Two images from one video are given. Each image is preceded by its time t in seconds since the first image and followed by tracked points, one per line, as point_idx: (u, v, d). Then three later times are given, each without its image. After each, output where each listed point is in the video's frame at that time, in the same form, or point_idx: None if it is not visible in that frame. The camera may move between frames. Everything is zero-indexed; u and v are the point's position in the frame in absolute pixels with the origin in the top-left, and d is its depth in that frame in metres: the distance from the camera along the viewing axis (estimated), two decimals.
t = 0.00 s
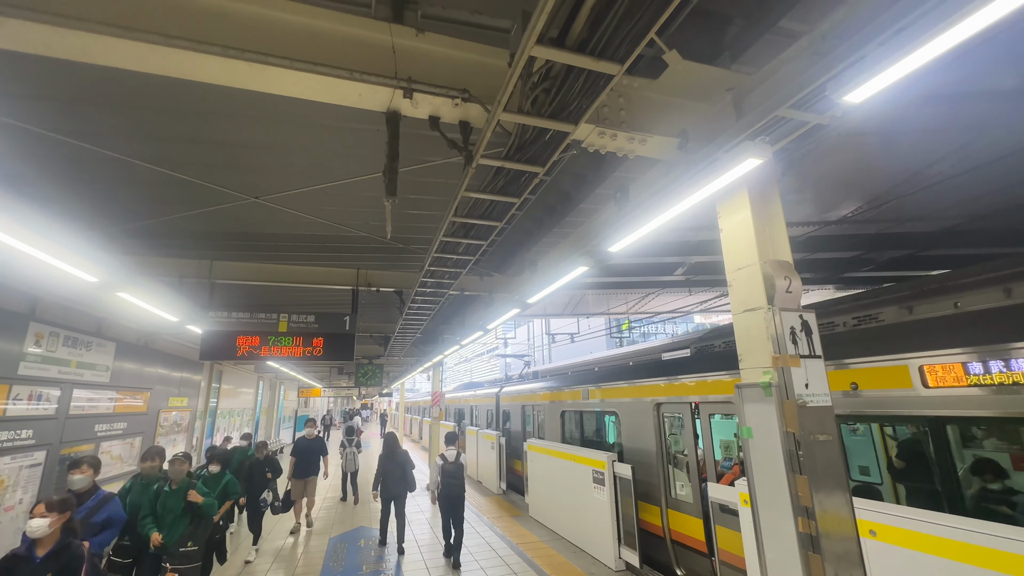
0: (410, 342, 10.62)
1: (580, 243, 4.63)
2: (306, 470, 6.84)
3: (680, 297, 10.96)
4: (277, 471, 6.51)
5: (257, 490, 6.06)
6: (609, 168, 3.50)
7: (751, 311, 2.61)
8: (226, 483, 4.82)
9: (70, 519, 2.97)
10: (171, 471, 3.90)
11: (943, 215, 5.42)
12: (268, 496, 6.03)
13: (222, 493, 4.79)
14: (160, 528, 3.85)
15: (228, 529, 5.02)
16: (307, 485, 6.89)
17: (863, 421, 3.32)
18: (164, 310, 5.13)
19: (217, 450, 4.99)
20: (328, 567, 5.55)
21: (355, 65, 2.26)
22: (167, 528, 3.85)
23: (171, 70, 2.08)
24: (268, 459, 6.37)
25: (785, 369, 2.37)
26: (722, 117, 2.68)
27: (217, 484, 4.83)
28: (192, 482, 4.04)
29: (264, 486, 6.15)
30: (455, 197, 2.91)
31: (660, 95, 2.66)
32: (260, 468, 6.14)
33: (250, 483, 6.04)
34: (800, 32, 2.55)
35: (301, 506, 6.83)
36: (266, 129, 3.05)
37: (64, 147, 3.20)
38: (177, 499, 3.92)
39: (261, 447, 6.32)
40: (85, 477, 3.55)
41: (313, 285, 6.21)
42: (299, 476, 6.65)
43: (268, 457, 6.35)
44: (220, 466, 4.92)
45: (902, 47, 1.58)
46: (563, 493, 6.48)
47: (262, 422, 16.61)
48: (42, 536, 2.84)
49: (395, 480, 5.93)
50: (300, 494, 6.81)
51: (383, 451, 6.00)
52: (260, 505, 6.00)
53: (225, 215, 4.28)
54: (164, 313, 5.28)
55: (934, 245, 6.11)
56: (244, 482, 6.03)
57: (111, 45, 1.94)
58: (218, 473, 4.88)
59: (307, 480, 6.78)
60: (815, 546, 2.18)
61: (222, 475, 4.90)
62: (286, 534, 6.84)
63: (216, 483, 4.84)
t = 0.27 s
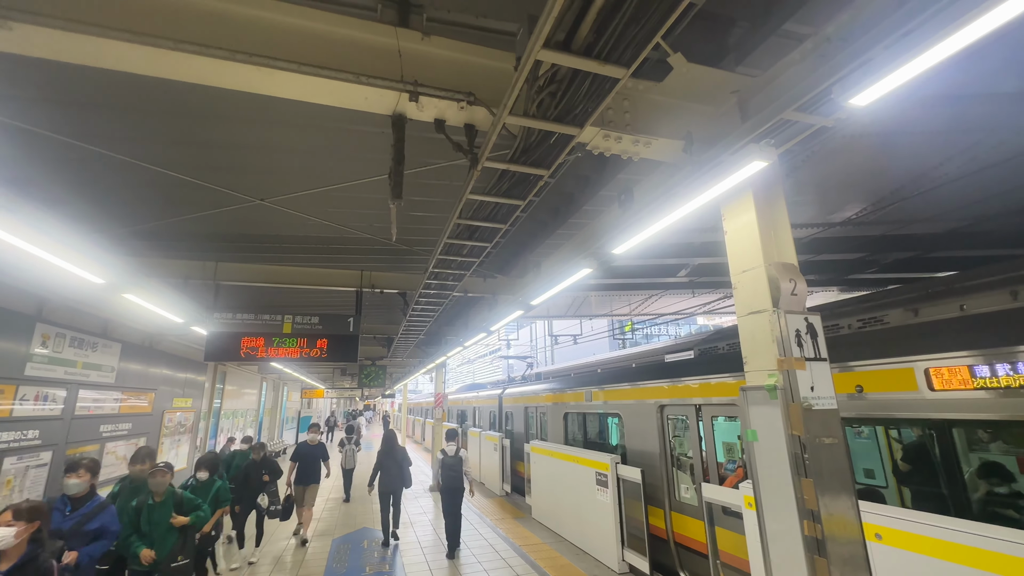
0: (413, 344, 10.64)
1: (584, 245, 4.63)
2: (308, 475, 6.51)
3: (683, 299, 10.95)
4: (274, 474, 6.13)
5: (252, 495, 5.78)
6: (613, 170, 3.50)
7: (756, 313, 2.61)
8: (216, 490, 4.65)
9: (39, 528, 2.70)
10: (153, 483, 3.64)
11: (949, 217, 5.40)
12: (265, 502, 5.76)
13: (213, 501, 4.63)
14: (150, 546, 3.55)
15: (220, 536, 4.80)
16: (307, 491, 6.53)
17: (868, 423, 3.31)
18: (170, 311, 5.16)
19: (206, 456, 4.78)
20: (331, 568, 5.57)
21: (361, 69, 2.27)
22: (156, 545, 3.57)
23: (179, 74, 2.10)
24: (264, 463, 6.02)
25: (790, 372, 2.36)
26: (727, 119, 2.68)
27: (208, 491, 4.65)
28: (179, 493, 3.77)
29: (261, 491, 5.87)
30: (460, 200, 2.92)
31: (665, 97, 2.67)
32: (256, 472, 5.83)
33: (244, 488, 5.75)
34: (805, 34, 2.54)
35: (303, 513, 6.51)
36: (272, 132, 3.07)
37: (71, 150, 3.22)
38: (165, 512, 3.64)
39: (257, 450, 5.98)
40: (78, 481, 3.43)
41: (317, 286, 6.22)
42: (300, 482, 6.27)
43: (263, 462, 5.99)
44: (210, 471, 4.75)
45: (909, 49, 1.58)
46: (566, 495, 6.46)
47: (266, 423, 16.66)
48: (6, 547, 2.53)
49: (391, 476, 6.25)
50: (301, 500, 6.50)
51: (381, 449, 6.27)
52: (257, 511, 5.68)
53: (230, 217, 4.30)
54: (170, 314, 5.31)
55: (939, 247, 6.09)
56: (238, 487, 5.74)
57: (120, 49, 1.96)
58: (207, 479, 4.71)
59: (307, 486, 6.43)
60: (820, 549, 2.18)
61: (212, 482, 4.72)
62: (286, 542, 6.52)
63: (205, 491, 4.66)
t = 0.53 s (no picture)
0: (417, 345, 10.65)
1: (587, 247, 4.64)
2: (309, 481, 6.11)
3: (687, 300, 10.93)
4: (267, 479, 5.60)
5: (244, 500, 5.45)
6: (617, 172, 3.51)
7: (760, 316, 2.62)
8: (208, 493, 4.21)
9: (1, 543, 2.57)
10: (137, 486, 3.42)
11: (955, 218, 5.37)
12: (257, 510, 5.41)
13: (204, 505, 4.18)
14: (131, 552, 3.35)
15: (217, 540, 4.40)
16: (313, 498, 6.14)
17: (873, 426, 3.30)
18: (175, 312, 5.19)
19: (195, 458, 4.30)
20: (335, 569, 5.58)
21: (367, 72, 2.29)
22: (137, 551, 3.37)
23: (188, 78, 2.12)
24: (256, 467, 5.55)
25: (795, 375, 2.36)
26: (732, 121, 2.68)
27: (200, 495, 4.21)
28: (164, 496, 3.58)
29: (254, 498, 5.49)
30: (465, 202, 2.93)
31: (670, 100, 2.67)
32: (248, 477, 5.46)
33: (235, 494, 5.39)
34: (810, 36, 2.54)
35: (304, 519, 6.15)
36: (278, 135, 3.10)
37: (79, 152, 3.25)
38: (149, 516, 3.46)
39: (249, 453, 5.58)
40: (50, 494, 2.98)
41: (321, 288, 6.25)
42: (299, 488, 5.84)
43: (256, 466, 5.54)
44: (202, 474, 4.28)
45: (915, 52, 1.58)
46: (570, 497, 6.46)
47: (269, 424, 16.72)
48: None
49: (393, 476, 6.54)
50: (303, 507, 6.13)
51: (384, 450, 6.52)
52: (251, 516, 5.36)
53: (236, 219, 4.33)
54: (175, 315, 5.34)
55: (945, 248, 6.06)
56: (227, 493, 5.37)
57: (129, 54, 1.98)
58: (199, 481, 4.26)
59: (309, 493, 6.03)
60: (826, 553, 2.17)
61: (205, 484, 4.27)
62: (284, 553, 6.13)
63: (197, 495, 4.22)
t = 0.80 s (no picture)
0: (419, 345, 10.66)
1: (589, 247, 4.63)
2: (310, 484, 5.82)
3: (689, 300, 10.90)
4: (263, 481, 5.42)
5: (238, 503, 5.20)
6: (620, 171, 3.50)
7: (763, 315, 2.61)
8: (200, 500, 4.00)
9: None
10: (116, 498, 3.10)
11: (959, 217, 5.34)
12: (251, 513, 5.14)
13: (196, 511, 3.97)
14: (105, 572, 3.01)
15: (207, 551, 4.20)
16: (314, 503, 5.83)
17: (876, 427, 3.29)
18: (178, 311, 5.20)
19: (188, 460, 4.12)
20: (337, 568, 5.59)
21: (370, 72, 2.28)
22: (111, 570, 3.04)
23: (190, 78, 2.12)
24: (252, 469, 5.36)
25: (799, 375, 2.35)
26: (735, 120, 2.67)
27: (191, 502, 3.99)
28: (149, 509, 3.26)
29: (249, 500, 5.25)
30: (467, 202, 2.93)
31: (673, 98, 2.66)
32: (244, 478, 5.25)
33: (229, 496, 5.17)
34: (814, 35, 2.53)
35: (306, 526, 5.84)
36: (280, 134, 3.10)
37: (83, 152, 3.25)
38: (128, 532, 3.12)
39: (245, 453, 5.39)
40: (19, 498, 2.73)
41: (323, 288, 6.25)
42: (298, 493, 5.59)
43: (250, 469, 5.34)
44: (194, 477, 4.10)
45: (921, 49, 1.56)
46: (572, 497, 6.45)
47: (272, 423, 16.76)
48: None
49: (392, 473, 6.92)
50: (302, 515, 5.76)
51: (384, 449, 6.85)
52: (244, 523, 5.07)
53: (238, 219, 4.33)
54: (178, 315, 5.35)
55: (949, 248, 6.04)
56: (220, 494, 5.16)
57: (131, 53, 1.97)
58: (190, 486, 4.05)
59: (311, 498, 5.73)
60: (831, 554, 2.16)
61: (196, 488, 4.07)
62: (284, 567, 5.63)
63: (189, 500, 4.00)
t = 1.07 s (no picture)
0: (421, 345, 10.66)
1: (591, 246, 4.62)
2: (312, 488, 5.58)
3: (691, 300, 10.88)
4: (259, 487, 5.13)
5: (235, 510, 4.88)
6: (621, 170, 3.50)
7: (766, 315, 2.60)
8: (186, 504, 3.88)
9: None
10: (89, 502, 3.07)
11: (964, 217, 5.31)
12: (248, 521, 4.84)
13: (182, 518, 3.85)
14: None
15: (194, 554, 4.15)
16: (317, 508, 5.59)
17: (880, 427, 3.27)
18: (180, 311, 5.21)
19: (173, 462, 3.93)
20: (339, 568, 5.59)
21: (371, 71, 2.28)
22: None
23: (192, 77, 2.12)
24: (249, 473, 5.10)
25: (802, 375, 2.34)
26: (737, 119, 2.66)
27: (176, 506, 3.86)
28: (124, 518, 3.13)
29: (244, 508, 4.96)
30: (468, 201, 2.93)
31: (675, 97, 2.66)
32: (240, 483, 4.95)
33: (225, 502, 4.88)
34: (817, 33, 2.52)
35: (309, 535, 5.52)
36: (281, 134, 3.10)
37: (85, 152, 3.26)
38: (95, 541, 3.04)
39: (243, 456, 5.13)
40: None
41: (325, 287, 6.26)
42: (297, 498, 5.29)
43: (248, 473, 5.08)
44: (179, 481, 3.92)
45: (925, 47, 1.55)
46: (573, 497, 6.44)
47: (274, 423, 16.80)
48: None
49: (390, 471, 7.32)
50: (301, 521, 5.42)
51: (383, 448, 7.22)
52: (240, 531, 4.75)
53: (240, 218, 4.34)
54: (180, 315, 5.36)
55: (953, 247, 6.00)
56: (215, 501, 4.84)
57: (132, 53, 1.97)
58: (175, 490, 3.89)
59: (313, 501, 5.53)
60: (833, 555, 2.14)
61: (182, 492, 3.92)
62: (287, 566, 5.66)
63: (174, 506, 3.86)
